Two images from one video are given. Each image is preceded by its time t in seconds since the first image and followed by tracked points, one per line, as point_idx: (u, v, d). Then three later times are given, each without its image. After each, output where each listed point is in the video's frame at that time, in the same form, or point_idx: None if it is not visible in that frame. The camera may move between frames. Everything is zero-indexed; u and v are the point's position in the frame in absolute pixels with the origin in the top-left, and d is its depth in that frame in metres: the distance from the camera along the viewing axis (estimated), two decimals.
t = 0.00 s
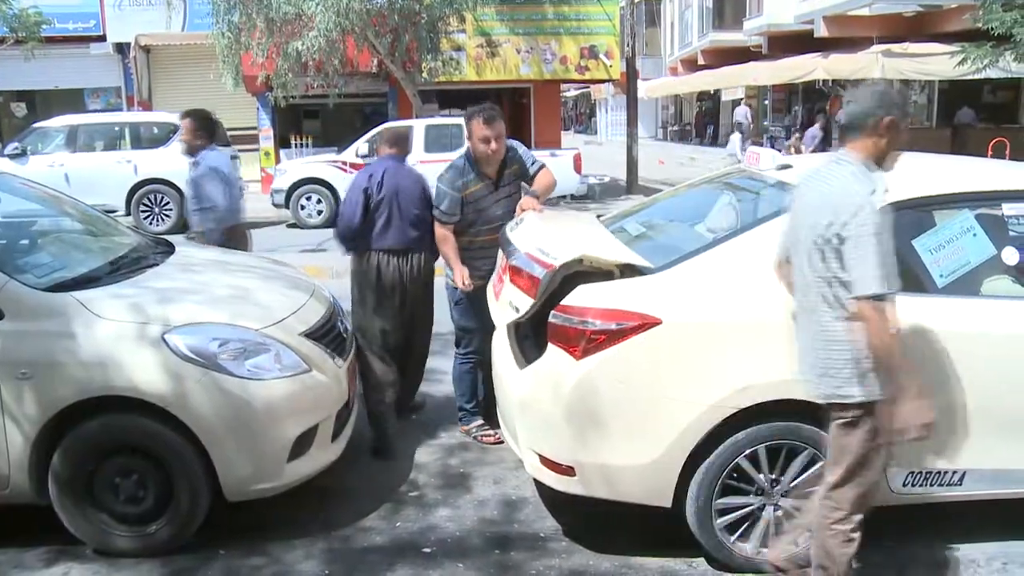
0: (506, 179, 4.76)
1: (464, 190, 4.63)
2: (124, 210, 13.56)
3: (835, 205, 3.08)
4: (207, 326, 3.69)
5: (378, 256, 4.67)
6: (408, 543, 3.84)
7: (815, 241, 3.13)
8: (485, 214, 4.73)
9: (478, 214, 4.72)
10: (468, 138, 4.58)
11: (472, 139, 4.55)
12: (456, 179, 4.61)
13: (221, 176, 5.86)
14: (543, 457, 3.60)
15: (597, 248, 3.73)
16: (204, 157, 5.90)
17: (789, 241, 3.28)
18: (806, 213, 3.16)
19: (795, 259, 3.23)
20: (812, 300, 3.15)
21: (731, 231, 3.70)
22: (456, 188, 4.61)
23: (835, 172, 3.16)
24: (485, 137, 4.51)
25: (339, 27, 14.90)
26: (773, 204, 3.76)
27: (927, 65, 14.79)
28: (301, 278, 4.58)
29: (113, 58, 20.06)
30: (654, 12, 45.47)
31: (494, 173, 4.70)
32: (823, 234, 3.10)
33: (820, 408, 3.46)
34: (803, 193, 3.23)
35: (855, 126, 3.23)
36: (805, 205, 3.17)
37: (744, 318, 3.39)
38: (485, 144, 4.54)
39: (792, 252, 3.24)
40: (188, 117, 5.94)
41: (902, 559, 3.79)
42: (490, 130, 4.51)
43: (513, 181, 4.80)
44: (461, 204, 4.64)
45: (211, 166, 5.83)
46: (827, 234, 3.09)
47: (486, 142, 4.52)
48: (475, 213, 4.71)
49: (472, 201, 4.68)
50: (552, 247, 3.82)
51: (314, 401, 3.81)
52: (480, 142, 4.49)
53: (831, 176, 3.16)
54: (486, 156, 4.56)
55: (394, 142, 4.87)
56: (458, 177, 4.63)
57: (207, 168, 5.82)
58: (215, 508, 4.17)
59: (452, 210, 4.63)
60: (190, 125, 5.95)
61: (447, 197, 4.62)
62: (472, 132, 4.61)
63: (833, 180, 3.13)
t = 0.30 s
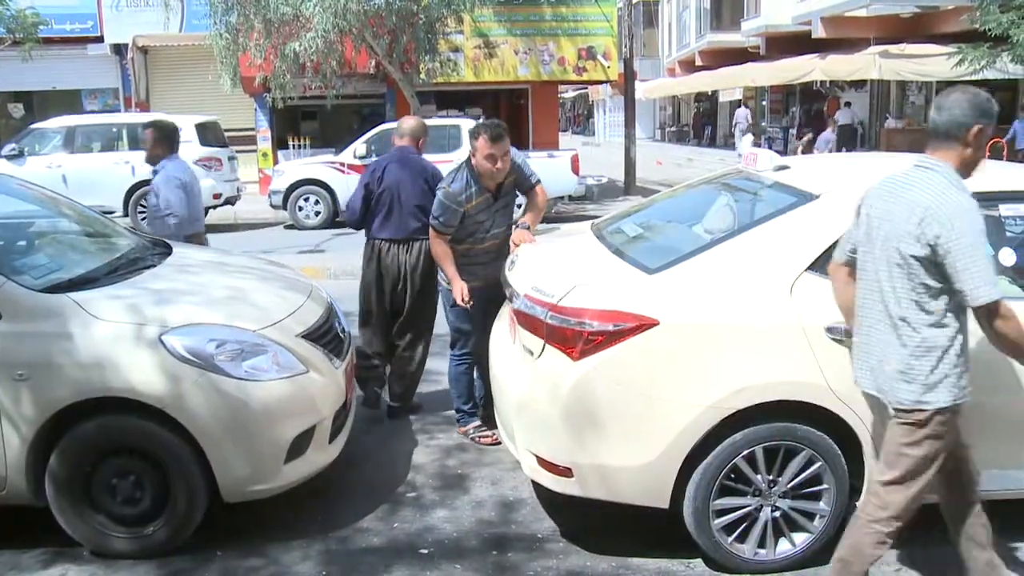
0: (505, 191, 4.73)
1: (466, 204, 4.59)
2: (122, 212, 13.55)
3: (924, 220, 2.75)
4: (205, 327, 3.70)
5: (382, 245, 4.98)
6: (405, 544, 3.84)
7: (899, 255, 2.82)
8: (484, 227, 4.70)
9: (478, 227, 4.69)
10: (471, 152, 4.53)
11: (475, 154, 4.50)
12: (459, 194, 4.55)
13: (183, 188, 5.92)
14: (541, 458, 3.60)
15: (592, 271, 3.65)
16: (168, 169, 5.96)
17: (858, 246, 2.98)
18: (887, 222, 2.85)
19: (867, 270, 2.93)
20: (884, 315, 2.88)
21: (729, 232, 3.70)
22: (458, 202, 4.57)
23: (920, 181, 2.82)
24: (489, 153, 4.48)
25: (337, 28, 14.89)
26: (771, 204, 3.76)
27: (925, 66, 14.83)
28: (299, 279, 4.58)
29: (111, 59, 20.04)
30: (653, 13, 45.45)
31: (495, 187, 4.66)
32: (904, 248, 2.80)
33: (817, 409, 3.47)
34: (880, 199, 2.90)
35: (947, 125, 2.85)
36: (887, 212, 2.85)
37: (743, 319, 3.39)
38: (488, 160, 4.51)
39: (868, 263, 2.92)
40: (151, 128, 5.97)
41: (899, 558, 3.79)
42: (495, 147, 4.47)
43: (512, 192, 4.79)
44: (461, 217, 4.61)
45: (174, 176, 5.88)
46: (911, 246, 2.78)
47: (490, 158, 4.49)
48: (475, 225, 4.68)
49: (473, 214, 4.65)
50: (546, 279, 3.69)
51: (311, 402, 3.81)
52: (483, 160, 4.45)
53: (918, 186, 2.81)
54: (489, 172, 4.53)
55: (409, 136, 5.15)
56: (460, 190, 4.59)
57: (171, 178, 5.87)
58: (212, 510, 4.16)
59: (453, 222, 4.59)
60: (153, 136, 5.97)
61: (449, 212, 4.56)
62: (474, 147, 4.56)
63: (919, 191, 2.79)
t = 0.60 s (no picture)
0: (503, 188, 4.72)
1: (465, 199, 4.59)
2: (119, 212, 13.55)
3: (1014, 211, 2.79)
4: (202, 327, 3.69)
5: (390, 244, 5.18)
6: (402, 544, 3.84)
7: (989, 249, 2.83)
8: (481, 223, 4.70)
9: (475, 223, 4.69)
10: (472, 147, 4.52)
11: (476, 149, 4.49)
12: (458, 188, 4.55)
13: (148, 179, 6.09)
14: (538, 459, 3.60)
15: (592, 268, 3.68)
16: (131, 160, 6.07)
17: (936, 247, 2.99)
18: (973, 218, 2.86)
19: (952, 269, 2.92)
20: (975, 311, 2.88)
21: (726, 233, 3.70)
22: (456, 197, 4.56)
23: (997, 177, 2.87)
24: (491, 149, 4.47)
25: (334, 27, 14.88)
26: (768, 205, 3.76)
27: (922, 66, 14.84)
28: (296, 279, 4.58)
29: (108, 58, 20.02)
30: (651, 14, 45.49)
31: (493, 183, 4.65)
32: (996, 241, 2.81)
33: (813, 409, 3.48)
34: (960, 198, 2.92)
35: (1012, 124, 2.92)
36: (974, 209, 2.86)
37: (740, 321, 3.39)
38: (489, 155, 4.50)
39: (954, 261, 2.92)
40: (114, 118, 6.00)
41: (895, 559, 3.80)
42: (497, 143, 4.46)
43: (511, 189, 4.78)
44: (460, 212, 4.60)
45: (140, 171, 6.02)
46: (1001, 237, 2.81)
47: (492, 154, 4.48)
48: (472, 221, 4.68)
49: (471, 210, 4.64)
50: (543, 281, 3.69)
51: (308, 402, 3.81)
52: (485, 154, 4.44)
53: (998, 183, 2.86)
54: (490, 166, 4.52)
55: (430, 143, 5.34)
56: (459, 185, 4.58)
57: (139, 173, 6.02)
58: (209, 510, 4.16)
59: (451, 216, 4.58)
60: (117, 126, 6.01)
61: (448, 207, 4.55)
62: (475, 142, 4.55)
63: (1000, 186, 2.84)
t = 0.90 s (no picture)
0: (510, 182, 4.74)
1: (473, 186, 4.58)
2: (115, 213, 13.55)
3: None
4: (197, 328, 3.69)
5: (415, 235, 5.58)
6: (399, 544, 3.84)
7: None
8: (487, 214, 4.67)
9: (481, 214, 4.67)
10: (480, 136, 4.55)
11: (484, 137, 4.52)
12: (466, 175, 4.55)
13: (106, 186, 6.14)
14: (534, 459, 3.60)
15: (588, 267, 3.68)
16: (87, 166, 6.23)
17: (995, 242, 3.04)
18: None
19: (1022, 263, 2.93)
20: None
21: (722, 232, 3.70)
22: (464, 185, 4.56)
23: None
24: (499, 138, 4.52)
25: (331, 28, 14.88)
26: (764, 205, 3.77)
27: (918, 66, 14.90)
28: (292, 279, 4.57)
29: (103, 58, 20.00)
30: (646, 14, 45.53)
31: (500, 173, 4.67)
32: None
33: (808, 409, 3.49)
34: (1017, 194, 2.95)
35: None
36: None
37: (735, 320, 3.40)
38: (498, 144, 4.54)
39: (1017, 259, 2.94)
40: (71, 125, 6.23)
41: (892, 557, 3.80)
42: (505, 132, 4.50)
43: (515, 187, 4.78)
44: (467, 200, 4.59)
45: (93, 171, 6.09)
46: None
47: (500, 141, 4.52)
48: (479, 211, 4.66)
49: (478, 198, 4.63)
50: (539, 281, 3.69)
51: (303, 403, 3.80)
52: (493, 140, 4.46)
53: None
54: (499, 153, 4.54)
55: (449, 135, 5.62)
56: (467, 173, 4.59)
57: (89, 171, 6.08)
58: (205, 511, 4.15)
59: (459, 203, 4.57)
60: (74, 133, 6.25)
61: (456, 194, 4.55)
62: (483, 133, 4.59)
63: None
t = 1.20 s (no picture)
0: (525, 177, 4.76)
1: (494, 179, 4.59)
2: (107, 214, 13.53)
3: None
4: (190, 330, 3.68)
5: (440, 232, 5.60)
6: (393, 546, 3.84)
7: None
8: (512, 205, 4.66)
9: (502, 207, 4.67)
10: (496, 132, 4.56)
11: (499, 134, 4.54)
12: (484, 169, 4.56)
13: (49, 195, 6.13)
14: (527, 459, 3.60)
15: (581, 267, 3.69)
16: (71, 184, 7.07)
17: None
18: None
19: None
20: None
21: (714, 232, 3.70)
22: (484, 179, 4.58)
23: None
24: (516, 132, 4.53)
25: (323, 28, 14.88)
26: (756, 205, 3.77)
27: (909, 66, 15.01)
28: (285, 281, 4.57)
29: (95, 60, 19.98)
30: (638, 15, 45.56)
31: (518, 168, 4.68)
32: None
33: (801, 408, 3.49)
34: None
35: None
36: None
37: (728, 320, 3.40)
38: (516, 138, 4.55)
39: None
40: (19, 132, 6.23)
41: (885, 556, 3.82)
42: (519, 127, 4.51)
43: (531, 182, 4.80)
44: (488, 192, 4.60)
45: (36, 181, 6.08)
46: None
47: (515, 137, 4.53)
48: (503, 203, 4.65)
49: (500, 191, 4.62)
50: (532, 281, 3.69)
51: (296, 405, 3.80)
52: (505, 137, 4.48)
53: None
54: (512, 149, 4.55)
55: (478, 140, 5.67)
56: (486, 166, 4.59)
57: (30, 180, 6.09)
58: (199, 513, 4.15)
59: (481, 195, 4.59)
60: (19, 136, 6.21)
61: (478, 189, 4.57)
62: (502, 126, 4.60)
63: None
